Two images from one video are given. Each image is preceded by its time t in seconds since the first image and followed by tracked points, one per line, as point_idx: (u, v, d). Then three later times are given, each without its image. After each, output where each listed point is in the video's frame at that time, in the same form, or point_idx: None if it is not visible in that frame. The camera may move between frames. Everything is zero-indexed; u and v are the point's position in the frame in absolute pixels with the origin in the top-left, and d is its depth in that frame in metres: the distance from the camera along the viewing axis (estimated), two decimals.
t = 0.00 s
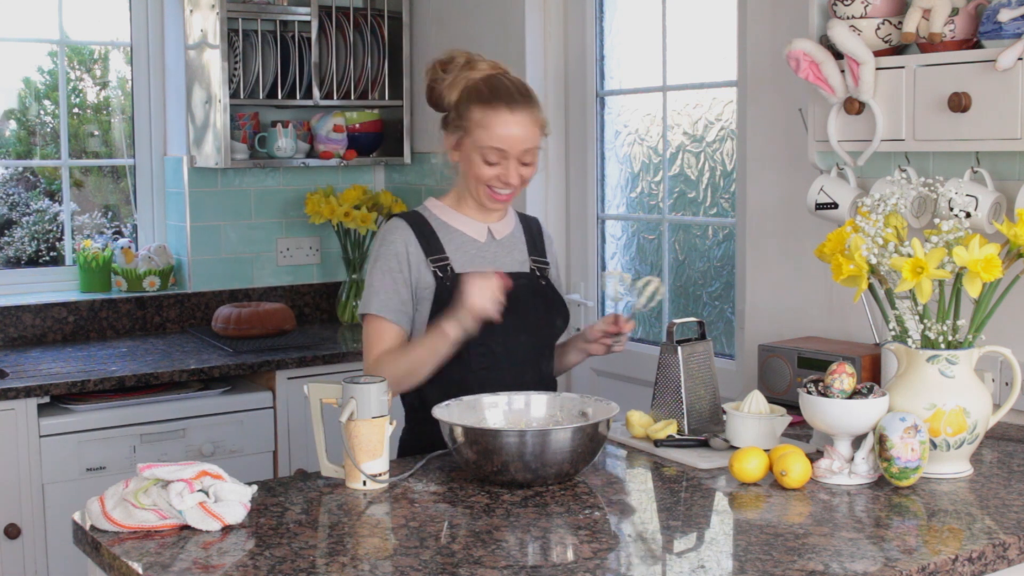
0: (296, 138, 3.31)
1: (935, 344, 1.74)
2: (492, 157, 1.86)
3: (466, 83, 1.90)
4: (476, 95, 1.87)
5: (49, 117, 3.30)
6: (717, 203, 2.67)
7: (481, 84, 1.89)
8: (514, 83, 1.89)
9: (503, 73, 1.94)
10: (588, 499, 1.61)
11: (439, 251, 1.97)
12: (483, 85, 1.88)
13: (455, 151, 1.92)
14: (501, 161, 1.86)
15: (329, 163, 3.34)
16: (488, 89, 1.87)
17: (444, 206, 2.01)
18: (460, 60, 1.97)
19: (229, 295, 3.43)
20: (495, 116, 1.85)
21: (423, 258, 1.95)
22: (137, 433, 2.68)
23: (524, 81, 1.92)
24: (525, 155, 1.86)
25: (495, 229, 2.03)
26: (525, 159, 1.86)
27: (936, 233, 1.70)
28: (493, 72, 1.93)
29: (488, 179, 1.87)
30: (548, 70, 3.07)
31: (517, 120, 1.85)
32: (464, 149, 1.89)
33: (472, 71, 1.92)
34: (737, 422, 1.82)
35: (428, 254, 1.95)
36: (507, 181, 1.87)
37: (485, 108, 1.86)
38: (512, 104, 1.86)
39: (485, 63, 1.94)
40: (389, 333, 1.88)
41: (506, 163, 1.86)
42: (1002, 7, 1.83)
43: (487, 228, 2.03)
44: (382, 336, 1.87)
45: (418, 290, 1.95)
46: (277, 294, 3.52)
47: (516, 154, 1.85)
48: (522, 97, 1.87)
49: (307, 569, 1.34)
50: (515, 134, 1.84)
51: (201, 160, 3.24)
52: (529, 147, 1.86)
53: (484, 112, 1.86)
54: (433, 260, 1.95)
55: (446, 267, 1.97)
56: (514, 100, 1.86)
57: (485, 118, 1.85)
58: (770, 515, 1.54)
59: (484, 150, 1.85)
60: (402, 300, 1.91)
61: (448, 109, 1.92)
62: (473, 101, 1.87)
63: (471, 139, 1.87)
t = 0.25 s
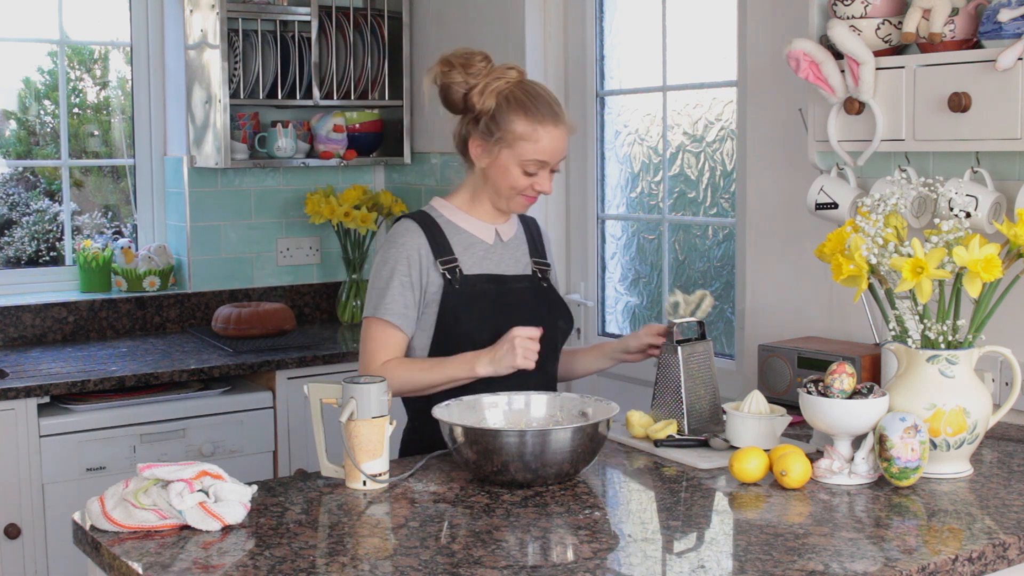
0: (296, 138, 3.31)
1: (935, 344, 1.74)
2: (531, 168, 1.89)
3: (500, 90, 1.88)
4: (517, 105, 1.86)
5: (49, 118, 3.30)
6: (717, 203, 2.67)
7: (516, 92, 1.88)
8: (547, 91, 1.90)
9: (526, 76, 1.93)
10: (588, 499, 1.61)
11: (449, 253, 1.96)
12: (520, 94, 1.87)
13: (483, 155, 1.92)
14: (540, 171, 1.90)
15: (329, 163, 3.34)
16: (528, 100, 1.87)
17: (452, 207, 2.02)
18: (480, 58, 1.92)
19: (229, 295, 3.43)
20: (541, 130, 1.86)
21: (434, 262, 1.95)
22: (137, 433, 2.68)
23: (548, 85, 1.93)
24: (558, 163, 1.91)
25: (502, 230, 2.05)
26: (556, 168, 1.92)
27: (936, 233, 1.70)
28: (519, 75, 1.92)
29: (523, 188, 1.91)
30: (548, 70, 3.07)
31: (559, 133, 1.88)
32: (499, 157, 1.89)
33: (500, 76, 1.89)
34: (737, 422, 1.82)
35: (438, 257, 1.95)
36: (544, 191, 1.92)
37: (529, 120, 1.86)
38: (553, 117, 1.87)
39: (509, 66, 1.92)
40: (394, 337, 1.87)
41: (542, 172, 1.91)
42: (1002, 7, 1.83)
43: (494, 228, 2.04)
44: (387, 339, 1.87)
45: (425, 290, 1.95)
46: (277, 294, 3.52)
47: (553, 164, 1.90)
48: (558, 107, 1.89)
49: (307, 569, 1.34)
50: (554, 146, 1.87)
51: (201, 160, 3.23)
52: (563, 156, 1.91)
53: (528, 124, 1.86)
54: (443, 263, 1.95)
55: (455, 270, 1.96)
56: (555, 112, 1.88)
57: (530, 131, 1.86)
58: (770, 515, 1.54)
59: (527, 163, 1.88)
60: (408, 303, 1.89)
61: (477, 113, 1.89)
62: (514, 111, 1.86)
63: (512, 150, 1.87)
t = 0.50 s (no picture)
0: (296, 138, 3.31)
1: (935, 345, 1.74)
2: (542, 168, 1.89)
3: (512, 88, 1.88)
4: (529, 104, 1.86)
5: (49, 118, 3.30)
6: (717, 203, 2.67)
7: (529, 91, 1.88)
8: (559, 91, 1.90)
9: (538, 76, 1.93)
10: (589, 499, 1.61)
11: (456, 254, 1.96)
12: (533, 93, 1.87)
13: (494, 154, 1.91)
14: (551, 170, 1.90)
15: (329, 162, 3.34)
16: (540, 99, 1.87)
17: (462, 206, 2.02)
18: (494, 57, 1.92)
19: (229, 295, 3.42)
20: (553, 129, 1.86)
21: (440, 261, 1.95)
22: (137, 433, 2.68)
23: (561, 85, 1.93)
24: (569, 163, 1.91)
25: (511, 231, 2.04)
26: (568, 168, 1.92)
27: (936, 233, 1.70)
28: (531, 75, 1.91)
29: (534, 187, 1.91)
30: (548, 70, 3.07)
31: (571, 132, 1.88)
32: (510, 156, 1.89)
33: (513, 74, 1.89)
34: (737, 422, 1.82)
35: (445, 257, 1.95)
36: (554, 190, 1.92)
37: (541, 118, 1.86)
38: (565, 116, 1.87)
39: (522, 66, 1.92)
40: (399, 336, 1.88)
41: (553, 172, 1.90)
42: (1002, 7, 1.83)
43: (504, 229, 2.03)
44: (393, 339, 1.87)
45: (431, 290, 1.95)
46: (277, 294, 3.52)
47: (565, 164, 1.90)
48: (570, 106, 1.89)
49: (307, 569, 1.34)
50: (566, 145, 1.87)
51: (201, 159, 3.23)
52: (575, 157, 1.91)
53: (540, 123, 1.86)
54: (450, 263, 1.95)
55: (462, 270, 1.96)
56: (567, 112, 1.87)
57: (542, 130, 1.86)
58: (770, 515, 1.54)
59: (538, 162, 1.87)
60: (415, 302, 1.90)
61: (489, 111, 1.89)
62: (526, 109, 1.86)
63: (524, 149, 1.87)
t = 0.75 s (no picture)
0: (296, 138, 3.31)
1: (936, 345, 1.74)
2: (529, 158, 1.86)
3: (511, 76, 1.88)
4: (522, 93, 1.85)
5: (49, 118, 3.30)
6: (717, 203, 2.67)
7: (527, 81, 1.87)
8: (559, 85, 1.87)
9: (547, 70, 1.91)
10: (589, 499, 1.61)
11: (456, 246, 1.96)
12: (530, 83, 1.86)
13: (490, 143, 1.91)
14: (539, 162, 1.86)
15: (329, 162, 3.34)
16: (535, 89, 1.85)
17: (467, 199, 2.02)
18: (505, 47, 1.93)
19: (229, 295, 3.42)
20: (541, 118, 1.83)
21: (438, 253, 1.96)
22: (137, 433, 2.68)
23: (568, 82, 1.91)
24: (561, 158, 1.87)
25: (516, 225, 2.03)
26: (560, 163, 1.88)
27: (936, 233, 1.70)
28: (538, 68, 1.90)
29: (521, 178, 1.88)
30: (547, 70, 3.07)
31: (562, 125, 1.84)
32: (499, 144, 1.88)
33: (516, 64, 1.89)
34: (737, 422, 1.82)
35: (443, 249, 1.95)
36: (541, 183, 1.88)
37: (531, 107, 1.84)
38: (559, 109, 1.84)
39: (532, 59, 1.92)
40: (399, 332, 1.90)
41: (542, 164, 1.87)
42: (1002, 7, 1.83)
43: (509, 223, 2.03)
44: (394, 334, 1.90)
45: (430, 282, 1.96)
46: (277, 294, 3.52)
47: (554, 157, 1.86)
48: (568, 101, 1.86)
49: (307, 569, 1.34)
50: (554, 136, 1.83)
51: (201, 160, 3.23)
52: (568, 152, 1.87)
53: (528, 111, 1.84)
54: (449, 255, 1.95)
55: (461, 262, 1.96)
56: (560, 104, 1.85)
57: (529, 118, 1.84)
58: (770, 515, 1.54)
59: (523, 151, 1.85)
60: (413, 295, 1.92)
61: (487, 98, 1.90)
62: (517, 97, 1.85)
63: (511, 136, 1.85)
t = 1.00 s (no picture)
0: (296, 138, 3.31)
1: (936, 345, 1.74)
2: (506, 153, 1.83)
3: (505, 71, 1.88)
4: (507, 88, 1.84)
5: (49, 118, 3.30)
6: (717, 203, 2.67)
7: (517, 77, 1.86)
8: (550, 84, 1.85)
9: (545, 71, 1.90)
10: (588, 499, 1.61)
11: (445, 247, 1.96)
12: (519, 80, 1.85)
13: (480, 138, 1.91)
14: (516, 159, 1.84)
15: (329, 162, 3.34)
16: (521, 85, 1.84)
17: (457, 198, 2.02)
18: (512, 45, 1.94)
19: (229, 295, 3.42)
20: (520, 113, 1.82)
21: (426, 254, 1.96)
22: (137, 433, 2.68)
23: (563, 85, 1.89)
24: (539, 157, 1.84)
25: (507, 226, 2.03)
26: (539, 162, 1.85)
27: (936, 233, 1.70)
28: (536, 67, 1.89)
29: (499, 174, 1.86)
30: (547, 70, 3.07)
31: (544, 123, 1.82)
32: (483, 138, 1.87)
33: (512, 60, 1.89)
34: (737, 422, 1.82)
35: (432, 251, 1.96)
36: (516, 180, 1.85)
37: (513, 102, 1.83)
38: (542, 106, 1.83)
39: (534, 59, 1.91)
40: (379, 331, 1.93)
41: (519, 162, 1.84)
42: (1002, 7, 1.83)
43: (500, 224, 2.02)
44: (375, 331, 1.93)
45: (416, 285, 1.97)
46: (277, 294, 3.51)
47: (532, 155, 1.83)
48: (554, 101, 1.84)
49: (307, 569, 1.34)
50: (532, 132, 1.81)
51: (201, 160, 3.23)
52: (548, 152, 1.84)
53: (510, 105, 1.83)
54: (437, 256, 1.95)
55: (450, 263, 1.96)
56: (543, 102, 1.83)
57: (509, 112, 1.82)
58: (770, 515, 1.54)
59: (500, 145, 1.83)
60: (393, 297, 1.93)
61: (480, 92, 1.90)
62: (502, 92, 1.85)
63: (492, 129, 1.84)
